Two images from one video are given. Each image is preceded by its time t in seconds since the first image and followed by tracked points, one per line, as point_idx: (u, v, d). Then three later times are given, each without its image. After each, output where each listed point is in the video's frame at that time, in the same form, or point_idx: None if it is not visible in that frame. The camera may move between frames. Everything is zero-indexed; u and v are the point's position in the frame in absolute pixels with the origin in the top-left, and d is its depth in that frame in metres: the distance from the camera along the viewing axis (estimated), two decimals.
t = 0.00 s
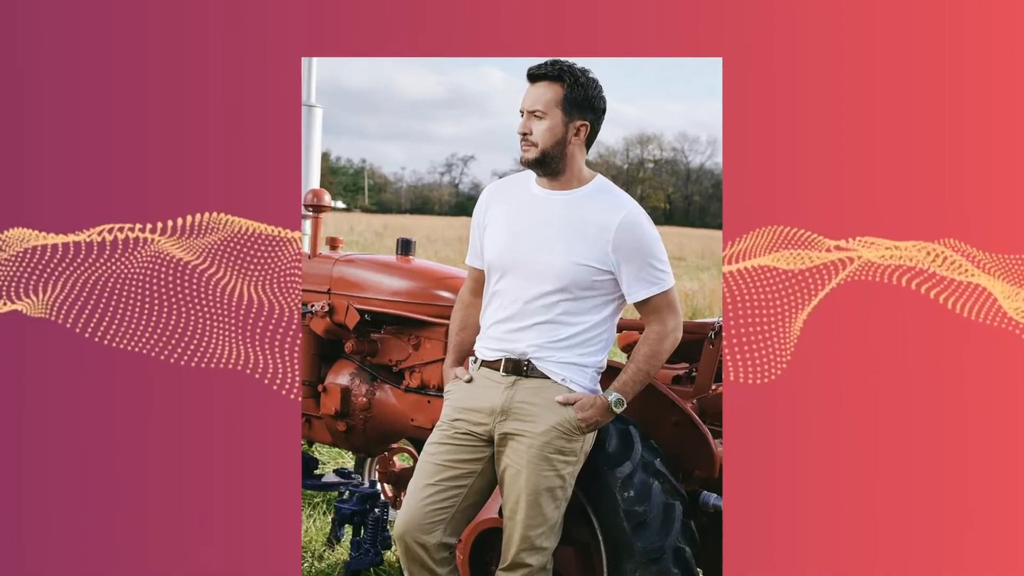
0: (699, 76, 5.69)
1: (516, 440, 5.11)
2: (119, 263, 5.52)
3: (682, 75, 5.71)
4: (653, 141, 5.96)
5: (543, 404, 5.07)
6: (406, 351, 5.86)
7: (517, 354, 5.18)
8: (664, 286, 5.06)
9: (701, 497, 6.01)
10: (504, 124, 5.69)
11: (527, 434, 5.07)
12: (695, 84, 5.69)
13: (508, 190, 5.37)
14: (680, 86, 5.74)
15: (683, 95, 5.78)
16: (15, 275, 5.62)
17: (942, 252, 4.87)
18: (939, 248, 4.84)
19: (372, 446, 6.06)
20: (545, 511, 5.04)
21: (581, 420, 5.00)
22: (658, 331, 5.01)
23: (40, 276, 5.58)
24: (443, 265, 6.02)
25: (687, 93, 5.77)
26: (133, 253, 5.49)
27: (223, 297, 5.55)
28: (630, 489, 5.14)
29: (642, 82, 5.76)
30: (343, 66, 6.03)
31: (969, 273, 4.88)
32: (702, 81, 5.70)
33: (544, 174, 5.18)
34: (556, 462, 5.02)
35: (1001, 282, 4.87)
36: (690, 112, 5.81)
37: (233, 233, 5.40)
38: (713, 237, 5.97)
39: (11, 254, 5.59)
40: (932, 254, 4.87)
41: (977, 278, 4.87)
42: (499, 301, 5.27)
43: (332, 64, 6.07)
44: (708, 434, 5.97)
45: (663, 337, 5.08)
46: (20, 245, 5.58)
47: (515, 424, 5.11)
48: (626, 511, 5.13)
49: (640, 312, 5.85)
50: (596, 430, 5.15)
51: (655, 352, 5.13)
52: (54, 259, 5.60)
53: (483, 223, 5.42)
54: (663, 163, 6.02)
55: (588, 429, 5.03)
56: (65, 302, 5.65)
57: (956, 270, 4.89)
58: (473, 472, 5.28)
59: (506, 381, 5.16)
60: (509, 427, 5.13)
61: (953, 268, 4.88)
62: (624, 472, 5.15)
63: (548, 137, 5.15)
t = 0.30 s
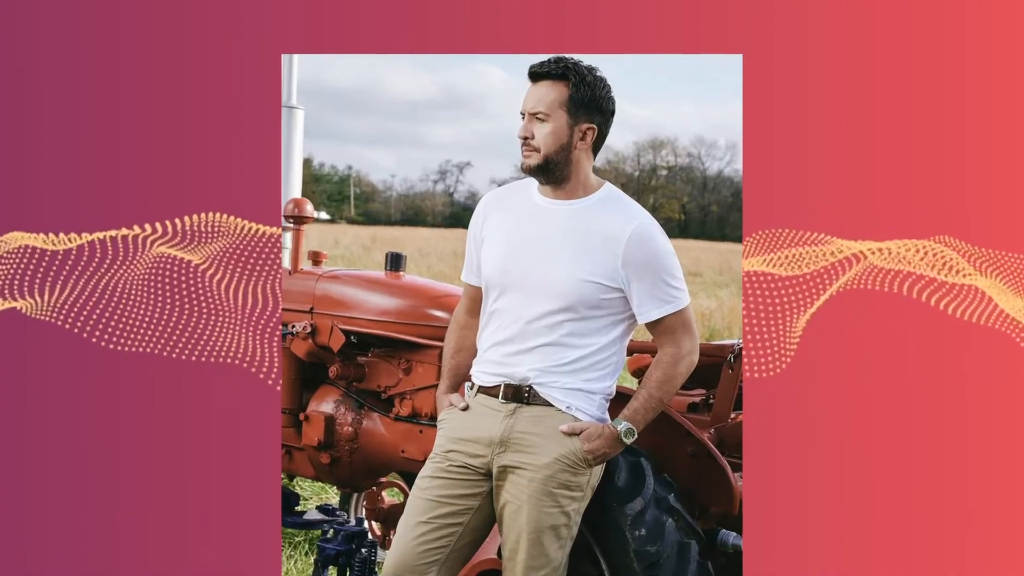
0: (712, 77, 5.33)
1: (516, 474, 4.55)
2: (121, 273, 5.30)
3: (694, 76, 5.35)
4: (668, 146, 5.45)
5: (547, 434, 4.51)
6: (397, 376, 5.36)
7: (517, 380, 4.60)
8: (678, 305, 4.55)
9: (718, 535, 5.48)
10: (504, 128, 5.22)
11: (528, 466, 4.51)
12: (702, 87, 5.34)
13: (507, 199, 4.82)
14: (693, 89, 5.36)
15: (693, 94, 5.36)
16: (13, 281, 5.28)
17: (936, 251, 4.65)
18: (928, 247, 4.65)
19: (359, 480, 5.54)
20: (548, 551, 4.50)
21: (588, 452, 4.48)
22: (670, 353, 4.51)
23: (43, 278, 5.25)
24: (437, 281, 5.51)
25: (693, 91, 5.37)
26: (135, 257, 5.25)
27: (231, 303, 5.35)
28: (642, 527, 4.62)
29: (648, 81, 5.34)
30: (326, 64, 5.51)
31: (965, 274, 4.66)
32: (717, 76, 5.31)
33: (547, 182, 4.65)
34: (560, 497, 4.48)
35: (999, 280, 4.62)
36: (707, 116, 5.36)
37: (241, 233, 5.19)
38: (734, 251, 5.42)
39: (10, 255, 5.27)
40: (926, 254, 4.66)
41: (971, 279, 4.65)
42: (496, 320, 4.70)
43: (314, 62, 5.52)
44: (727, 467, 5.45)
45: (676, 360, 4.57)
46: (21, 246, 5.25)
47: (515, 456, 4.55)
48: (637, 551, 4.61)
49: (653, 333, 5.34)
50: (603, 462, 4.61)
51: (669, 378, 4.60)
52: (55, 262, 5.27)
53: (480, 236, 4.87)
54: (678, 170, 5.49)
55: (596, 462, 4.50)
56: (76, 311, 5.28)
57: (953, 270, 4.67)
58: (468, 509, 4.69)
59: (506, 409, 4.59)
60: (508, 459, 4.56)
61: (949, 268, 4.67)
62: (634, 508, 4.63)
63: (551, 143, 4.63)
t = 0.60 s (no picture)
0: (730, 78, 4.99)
1: (516, 507, 4.06)
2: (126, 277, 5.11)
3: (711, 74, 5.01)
4: (681, 151, 5.02)
5: (550, 463, 4.03)
6: (387, 402, 4.93)
7: (517, 406, 4.11)
8: (693, 324, 4.08)
9: None
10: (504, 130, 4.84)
11: (529, 499, 4.03)
12: (716, 86, 5.00)
13: (505, 208, 4.34)
14: (703, 86, 5.02)
15: (706, 91, 5.01)
16: (10, 280, 5.10)
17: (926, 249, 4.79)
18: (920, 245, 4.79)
19: (345, 515, 5.10)
20: None
21: (595, 483, 4.00)
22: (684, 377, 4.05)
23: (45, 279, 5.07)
24: (430, 298, 5.08)
25: (705, 88, 5.01)
26: (139, 261, 5.08)
27: (220, 315, 5.04)
28: (654, 566, 4.18)
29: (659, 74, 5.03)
30: (311, 62, 5.10)
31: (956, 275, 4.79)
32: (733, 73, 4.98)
33: (550, 190, 4.19)
34: (564, 533, 4.01)
35: (992, 278, 4.73)
36: (723, 115, 4.98)
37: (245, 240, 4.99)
38: (753, 265, 4.98)
39: (9, 255, 5.08)
40: (920, 253, 4.79)
41: (964, 280, 4.77)
42: (494, 341, 4.21)
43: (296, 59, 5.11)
44: (745, 500, 5.00)
45: (691, 385, 4.10)
46: (20, 245, 5.07)
47: (515, 488, 4.06)
48: None
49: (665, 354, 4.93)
50: (611, 494, 4.15)
51: (683, 404, 4.13)
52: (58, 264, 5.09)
53: (477, 248, 4.39)
54: (693, 177, 5.02)
55: (603, 494, 4.03)
56: (74, 317, 5.09)
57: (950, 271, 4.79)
58: (465, 545, 4.20)
59: (506, 436, 4.10)
60: (507, 492, 4.07)
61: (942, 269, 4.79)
62: (646, 545, 4.19)
63: (555, 147, 4.18)
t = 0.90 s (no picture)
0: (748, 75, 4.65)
1: (517, 542, 3.67)
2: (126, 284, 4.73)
3: (723, 71, 4.67)
4: (696, 155, 4.67)
5: (553, 493, 3.64)
6: (377, 427, 4.57)
7: (518, 432, 3.72)
8: (709, 343, 3.69)
9: None
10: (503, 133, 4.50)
11: (530, 533, 3.64)
12: (730, 84, 4.65)
13: (504, 219, 3.96)
14: (708, 87, 4.68)
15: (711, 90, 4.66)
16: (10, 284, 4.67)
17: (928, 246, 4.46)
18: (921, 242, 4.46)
19: (332, 549, 4.73)
20: None
21: (602, 516, 3.62)
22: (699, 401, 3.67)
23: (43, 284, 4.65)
24: (423, 314, 4.70)
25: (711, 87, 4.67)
26: (141, 268, 4.70)
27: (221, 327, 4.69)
28: None
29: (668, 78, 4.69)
30: (293, 59, 4.74)
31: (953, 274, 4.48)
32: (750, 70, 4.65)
33: (552, 198, 3.82)
34: (569, 570, 3.61)
35: (988, 275, 4.43)
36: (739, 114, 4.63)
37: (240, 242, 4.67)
38: (774, 280, 4.60)
39: (9, 259, 4.65)
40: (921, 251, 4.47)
41: (956, 281, 4.48)
42: (494, 362, 3.81)
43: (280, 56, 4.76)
44: (765, 533, 4.60)
45: (706, 409, 3.71)
46: (20, 246, 4.64)
47: (515, 521, 3.67)
48: None
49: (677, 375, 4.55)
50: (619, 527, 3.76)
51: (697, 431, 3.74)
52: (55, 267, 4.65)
53: (474, 261, 3.99)
54: (708, 184, 4.68)
55: (611, 527, 3.64)
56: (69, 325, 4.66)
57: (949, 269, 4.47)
58: None
59: (506, 465, 3.70)
60: (507, 525, 3.68)
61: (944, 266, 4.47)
62: None
63: (558, 152, 3.80)
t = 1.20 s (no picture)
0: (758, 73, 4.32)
1: None
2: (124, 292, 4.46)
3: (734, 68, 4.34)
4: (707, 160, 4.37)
5: (557, 523, 3.31)
6: (367, 453, 4.25)
7: (518, 457, 3.38)
8: (723, 362, 3.35)
9: None
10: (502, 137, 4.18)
11: (532, 568, 3.32)
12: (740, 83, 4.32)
13: (502, 228, 3.63)
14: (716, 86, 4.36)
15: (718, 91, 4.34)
16: (11, 286, 4.43)
17: (928, 243, 4.10)
18: (923, 238, 4.11)
19: None
20: None
21: (609, 548, 3.29)
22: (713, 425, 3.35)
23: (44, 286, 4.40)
24: (416, 330, 4.38)
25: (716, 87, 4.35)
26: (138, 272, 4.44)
27: (211, 335, 4.40)
28: None
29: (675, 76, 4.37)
30: (277, 57, 4.44)
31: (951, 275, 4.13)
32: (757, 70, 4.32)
33: (555, 206, 3.49)
34: None
35: (989, 273, 4.07)
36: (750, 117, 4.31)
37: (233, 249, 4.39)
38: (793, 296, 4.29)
39: (9, 260, 4.40)
40: (922, 248, 4.11)
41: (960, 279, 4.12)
42: (492, 383, 3.48)
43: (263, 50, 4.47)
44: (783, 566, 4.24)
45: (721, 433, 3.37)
46: (21, 246, 4.39)
47: (515, 553, 3.35)
48: None
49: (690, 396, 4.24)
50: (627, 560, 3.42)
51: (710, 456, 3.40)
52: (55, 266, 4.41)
53: (472, 274, 3.67)
54: (722, 191, 4.36)
55: (618, 560, 3.32)
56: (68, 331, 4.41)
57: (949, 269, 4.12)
58: None
59: (505, 493, 3.36)
60: (507, 558, 3.36)
61: (942, 267, 4.12)
62: None
63: (561, 157, 3.48)
